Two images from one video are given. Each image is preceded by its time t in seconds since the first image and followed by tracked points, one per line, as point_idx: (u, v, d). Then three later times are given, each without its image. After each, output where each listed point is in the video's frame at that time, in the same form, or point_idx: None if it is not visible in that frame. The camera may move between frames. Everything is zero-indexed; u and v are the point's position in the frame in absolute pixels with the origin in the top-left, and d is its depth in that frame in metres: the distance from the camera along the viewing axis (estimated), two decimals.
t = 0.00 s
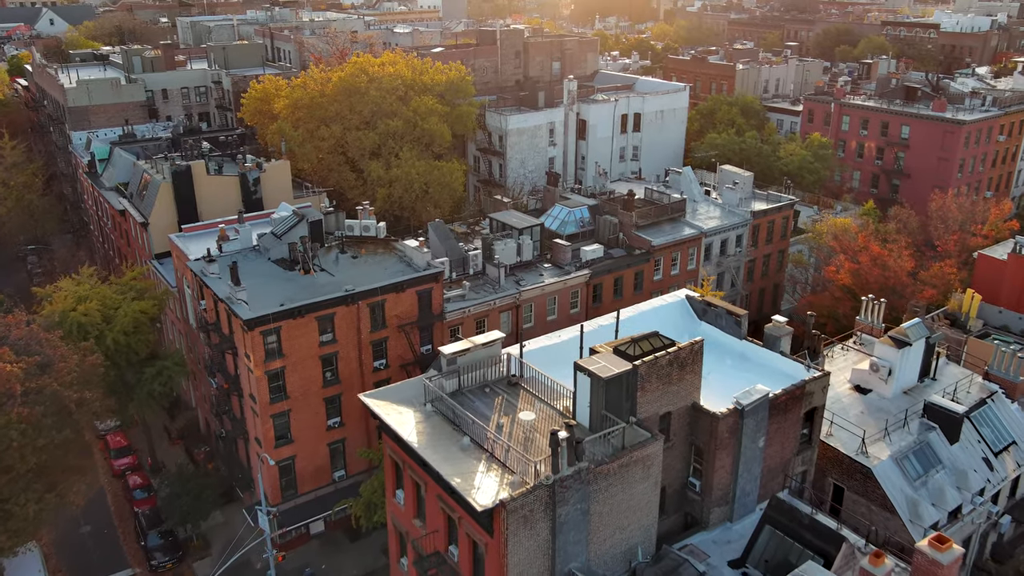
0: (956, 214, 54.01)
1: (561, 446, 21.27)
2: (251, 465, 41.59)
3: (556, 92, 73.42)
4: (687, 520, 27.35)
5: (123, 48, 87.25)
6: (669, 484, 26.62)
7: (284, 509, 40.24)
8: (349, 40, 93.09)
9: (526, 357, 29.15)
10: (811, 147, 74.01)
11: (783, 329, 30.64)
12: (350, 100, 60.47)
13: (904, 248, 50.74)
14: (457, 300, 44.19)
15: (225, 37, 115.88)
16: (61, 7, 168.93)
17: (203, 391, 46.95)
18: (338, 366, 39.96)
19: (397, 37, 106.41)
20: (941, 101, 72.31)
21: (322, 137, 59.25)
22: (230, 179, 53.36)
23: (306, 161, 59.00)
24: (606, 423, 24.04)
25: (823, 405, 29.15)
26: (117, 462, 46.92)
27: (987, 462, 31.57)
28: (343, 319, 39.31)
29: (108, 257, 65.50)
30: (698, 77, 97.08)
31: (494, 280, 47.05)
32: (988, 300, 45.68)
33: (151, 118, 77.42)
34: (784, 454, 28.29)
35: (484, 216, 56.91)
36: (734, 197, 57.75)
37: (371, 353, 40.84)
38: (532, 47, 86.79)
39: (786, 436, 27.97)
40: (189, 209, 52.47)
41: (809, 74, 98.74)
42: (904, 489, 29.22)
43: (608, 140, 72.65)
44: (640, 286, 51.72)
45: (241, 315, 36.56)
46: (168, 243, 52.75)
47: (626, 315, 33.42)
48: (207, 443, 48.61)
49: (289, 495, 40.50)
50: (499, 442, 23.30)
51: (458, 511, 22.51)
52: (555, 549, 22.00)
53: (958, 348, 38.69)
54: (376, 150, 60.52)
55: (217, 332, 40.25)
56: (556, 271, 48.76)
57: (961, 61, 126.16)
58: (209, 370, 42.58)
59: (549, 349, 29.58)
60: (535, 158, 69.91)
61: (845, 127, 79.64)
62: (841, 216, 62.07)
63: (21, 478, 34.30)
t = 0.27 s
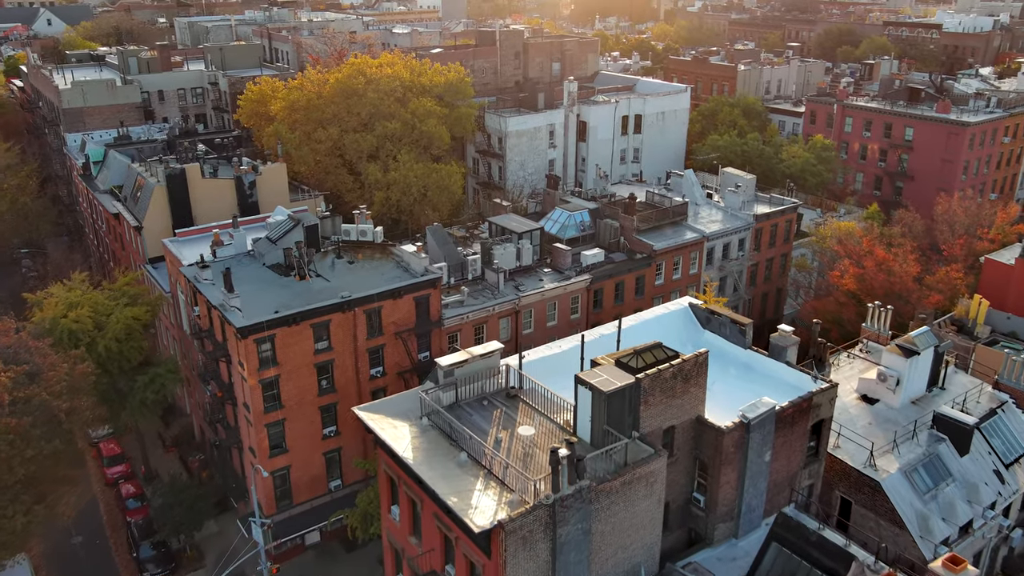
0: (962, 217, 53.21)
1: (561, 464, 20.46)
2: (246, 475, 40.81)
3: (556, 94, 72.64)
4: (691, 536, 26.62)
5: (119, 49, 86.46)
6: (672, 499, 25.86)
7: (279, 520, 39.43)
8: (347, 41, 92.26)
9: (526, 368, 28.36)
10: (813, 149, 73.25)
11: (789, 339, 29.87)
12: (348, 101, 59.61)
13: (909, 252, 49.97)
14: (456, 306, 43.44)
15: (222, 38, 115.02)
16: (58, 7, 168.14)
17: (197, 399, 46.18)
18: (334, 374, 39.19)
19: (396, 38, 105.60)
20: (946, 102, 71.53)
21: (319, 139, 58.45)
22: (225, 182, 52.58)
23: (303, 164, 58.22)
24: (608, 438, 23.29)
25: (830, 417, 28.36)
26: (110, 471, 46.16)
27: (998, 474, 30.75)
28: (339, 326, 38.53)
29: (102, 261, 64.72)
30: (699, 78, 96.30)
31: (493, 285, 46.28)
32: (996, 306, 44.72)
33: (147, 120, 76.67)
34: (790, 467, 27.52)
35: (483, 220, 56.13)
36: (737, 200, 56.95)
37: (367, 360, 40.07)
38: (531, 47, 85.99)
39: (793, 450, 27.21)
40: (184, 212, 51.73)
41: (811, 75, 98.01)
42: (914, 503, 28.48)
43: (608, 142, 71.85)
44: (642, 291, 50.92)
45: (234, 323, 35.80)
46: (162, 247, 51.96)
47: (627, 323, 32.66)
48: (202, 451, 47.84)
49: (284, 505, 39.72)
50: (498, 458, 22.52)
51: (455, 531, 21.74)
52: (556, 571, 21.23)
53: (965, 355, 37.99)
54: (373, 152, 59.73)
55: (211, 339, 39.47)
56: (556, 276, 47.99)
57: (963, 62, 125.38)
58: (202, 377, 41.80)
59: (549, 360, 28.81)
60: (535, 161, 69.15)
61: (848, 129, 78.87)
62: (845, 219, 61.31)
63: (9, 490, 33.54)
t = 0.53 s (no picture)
0: (969, 221, 52.36)
1: (562, 483, 19.66)
2: (240, 484, 40.03)
3: (557, 95, 71.84)
4: (696, 552, 25.84)
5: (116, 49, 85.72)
6: (677, 516, 25.08)
7: (274, 530, 38.65)
8: (345, 41, 91.46)
9: (526, 379, 27.58)
10: (817, 150, 72.45)
11: (796, 349, 29.07)
12: (346, 102, 58.73)
13: (915, 257, 49.18)
14: (455, 312, 42.72)
15: (220, 38, 114.17)
16: (57, 7, 167.41)
17: (192, 405, 45.40)
18: (330, 381, 38.42)
19: (395, 38, 104.81)
20: (951, 103, 70.72)
21: (317, 141, 57.64)
22: (221, 184, 51.83)
23: (301, 166, 57.44)
24: (611, 454, 22.50)
25: (839, 430, 27.57)
26: (103, 479, 45.39)
27: (1009, 487, 30.12)
28: (335, 333, 37.76)
29: (97, 264, 63.96)
30: (701, 78, 95.50)
31: (492, 290, 45.50)
32: (1004, 312, 43.81)
33: (143, 121, 75.92)
34: (798, 482, 26.73)
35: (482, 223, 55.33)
36: (740, 203, 56.14)
37: (364, 368, 39.29)
38: (532, 48, 85.17)
39: (801, 463, 26.42)
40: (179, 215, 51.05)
41: (813, 76, 97.25)
42: (926, 518, 27.71)
43: (610, 143, 71.03)
44: (644, 296, 50.10)
45: (228, 330, 35.02)
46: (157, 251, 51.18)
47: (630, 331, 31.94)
48: (196, 458, 47.06)
49: (279, 515, 38.94)
50: (496, 475, 21.72)
51: (452, 552, 20.94)
52: None
53: (974, 362, 37.30)
54: (372, 154, 58.93)
55: (204, 346, 38.69)
56: (557, 281, 47.25)
57: (967, 62, 124.63)
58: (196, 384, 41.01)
59: (550, 371, 28.04)
60: (535, 162, 68.35)
61: (851, 130, 78.04)
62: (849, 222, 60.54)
63: None
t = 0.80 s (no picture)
0: (976, 225, 51.57)
1: (563, 504, 18.86)
2: (235, 494, 39.27)
3: (557, 96, 71.04)
4: (701, 570, 25.08)
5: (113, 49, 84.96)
6: (681, 533, 24.31)
7: (269, 542, 37.90)
8: (344, 42, 90.68)
9: (526, 391, 26.81)
10: (820, 152, 71.65)
11: (803, 360, 28.30)
12: (343, 104, 57.92)
13: (922, 261, 48.38)
14: (454, 318, 41.95)
15: (219, 38, 113.31)
16: (55, 7, 166.66)
17: (186, 413, 44.65)
18: (326, 390, 37.66)
19: (395, 38, 104.03)
20: (956, 105, 69.96)
21: (314, 143, 56.87)
22: (217, 188, 51.01)
23: (298, 169, 56.67)
24: (614, 471, 21.73)
25: (848, 443, 26.79)
26: (96, 487, 44.67)
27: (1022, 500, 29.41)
28: (331, 340, 36.98)
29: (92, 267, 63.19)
30: (702, 79, 94.69)
31: (492, 296, 44.73)
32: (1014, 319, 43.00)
33: (140, 122, 75.16)
34: (806, 497, 25.95)
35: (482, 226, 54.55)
36: (743, 206, 55.35)
37: (361, 375, 38.50)
38: (532, 48, 84.32)
39: (809, 478, 25.63)
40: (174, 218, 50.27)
41: (816, 77, 96.48)
42: (938, 534, 26.92)
43: (611, 145, 70.15)
44: (645, 301, 49.31)
45: (221, 338, 34.26)
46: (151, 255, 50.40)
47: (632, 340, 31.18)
48: (191, 466, 46.30)
49: (274, 526, 38.17)
50: (495, 494, 20.95)
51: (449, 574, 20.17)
52: None
53: (984, 371, 36.42)
54: (370, 157, 58.17)
55: (198, 354, 37.92)
56: (558, 286, 46.47)
57: (970, 63, 123.87)
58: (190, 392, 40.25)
59: (550, 383, 27.28)
60: (535, 164, 67.57)
61: (855, 132, 77.20)
62: (854, 226, 59.75)
63: None
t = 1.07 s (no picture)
0: (983, 229, 50.76)
1: (564, 527, 18.06)
2: (229, 505, 38.48)
3: (558, 97, 70.24)
4: None
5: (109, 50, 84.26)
6: (686, 551, 23.54)
7: (263, 553, 37.13)
8: (343, 42, 89.93)
9: (526, 403, 26.05)
10: (824, 154, 70.86)
11: (811, 371, 27.52)
12: (341, 106, 57.13)
13: (928, 266, 47.58)
14: (452, 324, 41.22)
15: (217, 39, 112.48)
16: (53, 7, 165.97)
17: (181, 420, 43.88)
18: (322, 399, 36.88)
19: (394, 39, 103.24)
20: (961, 107, 69.18)
21: (311, 145, 56.10)
22: (212, 191, 50.19)
23: (294, 172, 55.91)
24: (616, 490, 20.96)
25: (857, 457, 26.00)
26: (88, 496, 43.87)
27: None
28: (327, 348, 36.21)
29: (87, 271, 62.42)
30: (704, 80, 93.87)
31: (491, 301, 43.97)
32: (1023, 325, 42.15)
33: (136, 124, 74.43)
34: (814, 513, 25.16)
35: (481, 230, 53.76)
36: (746, 209, 54.55)
37: (357, 384, 37.73)
38: (532, 49, 83.51)
39: (817, 494, 24.84)
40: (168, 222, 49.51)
41: (819, 77, 95.71)
42: (950, 551, 26.14)
43: (612, 147, 69.63)
44: (647, 306, 48.52)
45: (214, 347, 33.51)
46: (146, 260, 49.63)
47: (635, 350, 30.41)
48: (186, 474, 45.52)
49: (269, 537, 37.36)
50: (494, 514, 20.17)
51: None
52: None
53: (993, 379, 35.61)
54: (368, 159, 57.41)
55: (191, 361, 37.15)
56: (558, 291, 45.71)
57: (973, 63, 123.08)
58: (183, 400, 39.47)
59: (551, 395, 26.52)
60: (535, 167, 66.80)
61: (859, 133, 76.38)
62: (858, 230, 58.99)
63: None
